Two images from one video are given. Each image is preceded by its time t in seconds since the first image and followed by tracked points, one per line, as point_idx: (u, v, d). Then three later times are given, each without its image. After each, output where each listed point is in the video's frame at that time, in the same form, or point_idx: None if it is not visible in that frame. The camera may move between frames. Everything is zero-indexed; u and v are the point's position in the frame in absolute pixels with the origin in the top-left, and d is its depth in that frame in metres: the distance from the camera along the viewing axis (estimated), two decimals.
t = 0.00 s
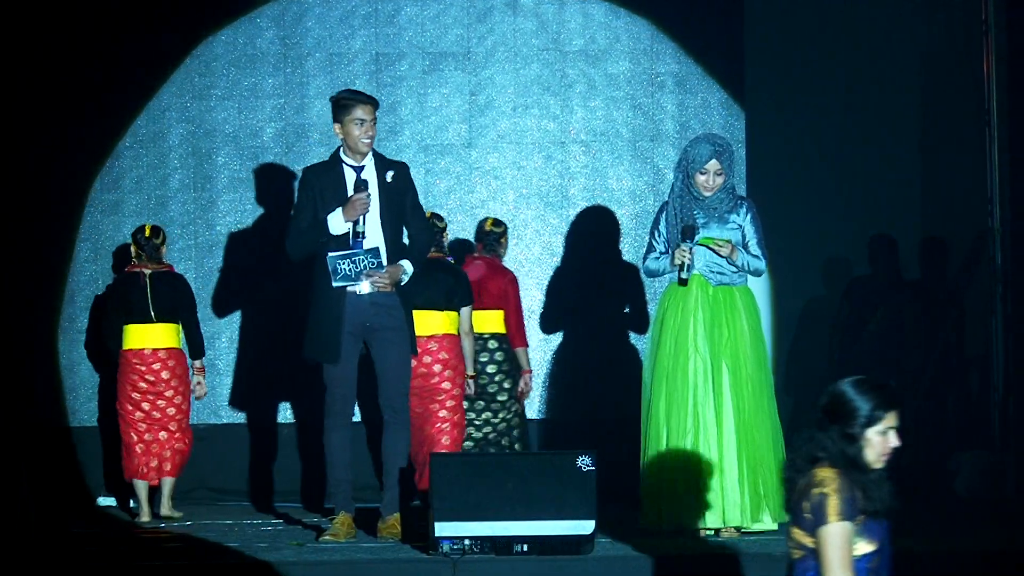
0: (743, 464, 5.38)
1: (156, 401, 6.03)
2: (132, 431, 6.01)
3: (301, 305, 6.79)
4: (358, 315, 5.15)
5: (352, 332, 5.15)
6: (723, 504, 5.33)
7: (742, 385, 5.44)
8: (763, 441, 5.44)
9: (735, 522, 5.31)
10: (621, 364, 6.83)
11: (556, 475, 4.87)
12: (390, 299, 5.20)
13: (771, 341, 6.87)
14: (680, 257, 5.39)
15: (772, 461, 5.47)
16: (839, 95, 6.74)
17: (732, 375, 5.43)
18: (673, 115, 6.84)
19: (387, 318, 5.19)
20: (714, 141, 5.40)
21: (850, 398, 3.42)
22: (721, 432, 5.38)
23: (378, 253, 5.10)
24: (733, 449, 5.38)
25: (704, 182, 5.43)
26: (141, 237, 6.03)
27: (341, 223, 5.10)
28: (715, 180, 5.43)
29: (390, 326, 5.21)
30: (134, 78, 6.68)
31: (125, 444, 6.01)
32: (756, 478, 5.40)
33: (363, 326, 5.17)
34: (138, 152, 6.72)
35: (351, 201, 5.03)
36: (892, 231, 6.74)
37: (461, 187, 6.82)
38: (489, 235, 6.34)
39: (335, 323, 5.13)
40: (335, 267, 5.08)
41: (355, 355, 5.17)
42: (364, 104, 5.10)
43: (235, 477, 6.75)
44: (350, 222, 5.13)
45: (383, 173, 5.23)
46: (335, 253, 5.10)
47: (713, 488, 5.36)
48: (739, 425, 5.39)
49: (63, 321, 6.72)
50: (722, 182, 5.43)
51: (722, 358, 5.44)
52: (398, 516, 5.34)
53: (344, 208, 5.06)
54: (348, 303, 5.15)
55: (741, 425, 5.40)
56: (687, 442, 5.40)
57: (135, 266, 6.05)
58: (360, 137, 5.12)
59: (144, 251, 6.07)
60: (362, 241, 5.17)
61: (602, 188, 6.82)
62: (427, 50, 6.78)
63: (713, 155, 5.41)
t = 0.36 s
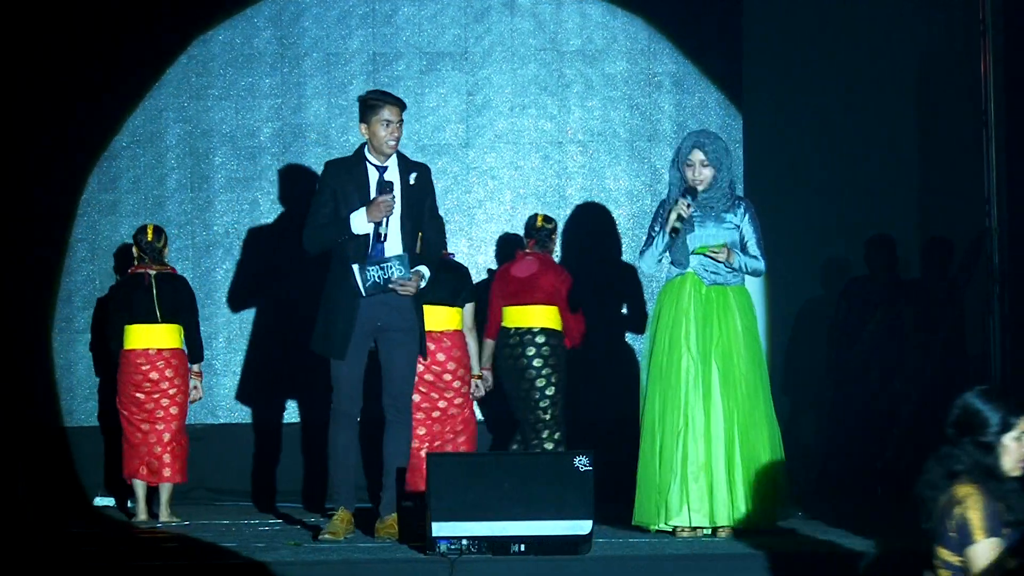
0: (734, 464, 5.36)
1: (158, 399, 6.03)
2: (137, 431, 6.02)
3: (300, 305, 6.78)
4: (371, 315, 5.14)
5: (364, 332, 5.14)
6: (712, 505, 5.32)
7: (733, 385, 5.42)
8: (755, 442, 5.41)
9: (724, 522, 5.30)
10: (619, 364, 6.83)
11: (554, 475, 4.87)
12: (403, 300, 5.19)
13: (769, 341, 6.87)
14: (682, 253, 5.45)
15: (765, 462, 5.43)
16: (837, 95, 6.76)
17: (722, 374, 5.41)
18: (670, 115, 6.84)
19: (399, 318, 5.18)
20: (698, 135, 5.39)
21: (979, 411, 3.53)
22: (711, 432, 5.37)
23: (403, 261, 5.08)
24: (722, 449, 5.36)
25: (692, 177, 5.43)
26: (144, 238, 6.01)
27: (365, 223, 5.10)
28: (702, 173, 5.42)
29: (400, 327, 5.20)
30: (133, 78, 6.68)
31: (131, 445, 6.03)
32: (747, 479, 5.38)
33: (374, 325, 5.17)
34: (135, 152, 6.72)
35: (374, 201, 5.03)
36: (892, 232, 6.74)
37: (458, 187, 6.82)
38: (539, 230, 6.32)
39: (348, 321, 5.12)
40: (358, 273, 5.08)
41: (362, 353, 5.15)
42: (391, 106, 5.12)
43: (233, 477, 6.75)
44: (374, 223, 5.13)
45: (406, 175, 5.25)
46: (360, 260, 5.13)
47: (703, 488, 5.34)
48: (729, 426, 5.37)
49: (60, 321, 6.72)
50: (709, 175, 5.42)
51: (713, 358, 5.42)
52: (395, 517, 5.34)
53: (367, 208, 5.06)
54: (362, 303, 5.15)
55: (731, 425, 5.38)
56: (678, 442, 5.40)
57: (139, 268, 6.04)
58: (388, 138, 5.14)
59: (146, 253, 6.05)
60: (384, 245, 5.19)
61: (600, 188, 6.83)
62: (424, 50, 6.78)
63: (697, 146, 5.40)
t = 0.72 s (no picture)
0: (716, 463, 5.35)
1: (148, 400, 6.03)
2: (125, 429, 6.02)
3: (296, 306, 6.79)
4: (367, 313, 5.15)
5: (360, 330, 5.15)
6: (694, 504, 5.31)
7: (717, 385, 5.42)
8: (738, 442, 5.39)
9: (705, 522, 5.29)
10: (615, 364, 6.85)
11: (550, 474, 4.88)
12: (399, 300, 5.21)
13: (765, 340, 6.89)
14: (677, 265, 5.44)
15: (751, 462, 5.40)
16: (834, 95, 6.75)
17: (706, 374, 5.40)
18: (666, 115, 6.84)
19: (396, 318, 5.20)
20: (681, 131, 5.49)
21: None
22: (693, 431, 5.37)
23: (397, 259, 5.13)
24: (704, 448, 5.36)
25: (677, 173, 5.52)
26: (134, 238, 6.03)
27: (358, 220, 5.07)
28: (684, 169, 5.50)
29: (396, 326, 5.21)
30: (130, 77, 6.68)
31: (121, 442, 6.02)
32: (730, 479, 5.37)
33: (368, 324, 5.18)
34: (131, 152, 6.72)
35: (368, 197, 4.98)
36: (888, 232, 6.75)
37: (455, 187, 6.82)
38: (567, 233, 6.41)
39: (345, 320, 5.12)
40: (352, 271, 5.09)
41: (359, 352, 5.15)
42: (386, 106, 5.14)
43: (230, 476, 6.75)
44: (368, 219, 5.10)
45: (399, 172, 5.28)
46: (353, 257, 5.12)
47: (684, 487, 5.34)
48: (711, 425, 5.38)
49: (57, 320, 6.71)
50: (690, 171, 5.47)
51: (696, 357, 5.42)
52: (391, 516, 5.36)
53: (361, 204, 5.03)
54: (358, 301, 5.16)
55: (714, 424, 5.39)
56: (660, 441, 5.39)
57: (129, 269, 6.04)
58: (383, 137, 5.15)
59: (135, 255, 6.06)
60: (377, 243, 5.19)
61: (596, 187, 6.85)
62: (420, 49, 6.78)
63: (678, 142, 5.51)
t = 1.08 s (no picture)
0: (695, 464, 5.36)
1: (123, 400, 6.10)
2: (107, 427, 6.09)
3: (294, 306, 6.79)
4: (350, 315, 5.25)
5: (346, 331, 5.25)
6: (671, 503, 5.35)
7: (700, 385, 5.40)
8: (719, 443, 5.36)
9: (680, 521, 5.33)
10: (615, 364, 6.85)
11: (549, 473, 4.88)
12: (381, 302, 5.31)
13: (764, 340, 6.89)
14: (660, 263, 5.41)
15: (733, 465, 5.35)
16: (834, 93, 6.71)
17: (689, 374, 5.41)
18: (666, 114, 6.86)
19: (380, 319, 5.30)
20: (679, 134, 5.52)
21: None
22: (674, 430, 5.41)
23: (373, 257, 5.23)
24: (683, 447, 5.38)
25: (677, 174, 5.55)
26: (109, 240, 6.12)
27: (338, 223, 5.21)
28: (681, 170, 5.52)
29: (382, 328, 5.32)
30: (130, 77, 6.68)
31: (99, 444, 6.08)
32: (709, 480, 5.35)
33: (353, 325, 5.27)
34: (130, 150, 6.73)
35: (346, 200, 5.13)
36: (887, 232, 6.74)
37: (454, 186, 6.82)
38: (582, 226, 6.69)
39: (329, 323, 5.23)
40: (329, 274, 5.20)
41: (345, 354, 5.25)
42: (361, 109, 5.25)
43: (229, 477, 6.76)
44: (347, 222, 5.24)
45: (375, 172, 5.36)
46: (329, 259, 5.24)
47: (664, 484, 5.40)
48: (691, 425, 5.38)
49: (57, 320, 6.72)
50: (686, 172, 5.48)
51: (682, 358, 5.43)
52: (390, 516, 5.36)
53: (340, 208, 5.17)
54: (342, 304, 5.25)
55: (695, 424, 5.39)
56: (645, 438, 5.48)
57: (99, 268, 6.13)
58: (361, 140, 5.26)
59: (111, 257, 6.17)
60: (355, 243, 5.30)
61: (596, 187, 6.85)
62: (420, 49, 6.78)
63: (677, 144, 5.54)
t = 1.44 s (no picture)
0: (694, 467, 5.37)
1: (113, 399, 6.15)
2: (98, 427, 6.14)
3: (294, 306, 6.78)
4: (343, 315, 5.26)
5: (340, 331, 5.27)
6: (671, 504, 5.38)
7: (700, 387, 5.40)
8: (718, 445, 5.37)
9: (680, 523, 5.35)
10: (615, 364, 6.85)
11: (550, 473, 4.87)
12: (375, 303, 5.32)
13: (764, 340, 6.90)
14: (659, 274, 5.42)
15: (733, 466, 5.37)
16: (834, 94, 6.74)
17: (689, 376, 5.42)
18: (667, 114, 6.84)
19: (373, 320, 5.31)
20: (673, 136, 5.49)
21: None
22: (674, 432, 5.43)
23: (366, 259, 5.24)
24: (682, 449, 5.39)
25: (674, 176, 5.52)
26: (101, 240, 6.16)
27: (333, 225, 5.24)
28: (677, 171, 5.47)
29: (376, 328, 5.33)
30: (131, 77, 6.68)
31: (90, 444, 6.14)
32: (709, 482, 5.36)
33: (347, 325, 5.28)
34: (131, 151, 6.73)
35: (342, 201, 5.15)
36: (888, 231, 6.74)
37: (455, 186, 6.83)
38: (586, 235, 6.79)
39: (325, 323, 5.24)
40: (322, 275, 5.20)
41: (339, 355, 5.27)
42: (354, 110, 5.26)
43: (230, 477, 6.77)
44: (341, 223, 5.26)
45: (366, 175, 5.38)
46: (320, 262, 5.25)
47: (665, 486, 5.42)
48: (691, 427, 5.39)
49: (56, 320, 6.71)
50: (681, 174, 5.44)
51: (682, 359, 5.43)
52: (391, 516, 5.36)
53: (335, 209, 5.19)
54: (336, 304, 5.26)
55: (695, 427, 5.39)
56: (647, 439, 5.51)
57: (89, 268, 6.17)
58: (354, 140, 5.27)
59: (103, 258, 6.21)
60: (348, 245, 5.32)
61: (597, 187, 6.84)
62: (421, 49, 6.78)
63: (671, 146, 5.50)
